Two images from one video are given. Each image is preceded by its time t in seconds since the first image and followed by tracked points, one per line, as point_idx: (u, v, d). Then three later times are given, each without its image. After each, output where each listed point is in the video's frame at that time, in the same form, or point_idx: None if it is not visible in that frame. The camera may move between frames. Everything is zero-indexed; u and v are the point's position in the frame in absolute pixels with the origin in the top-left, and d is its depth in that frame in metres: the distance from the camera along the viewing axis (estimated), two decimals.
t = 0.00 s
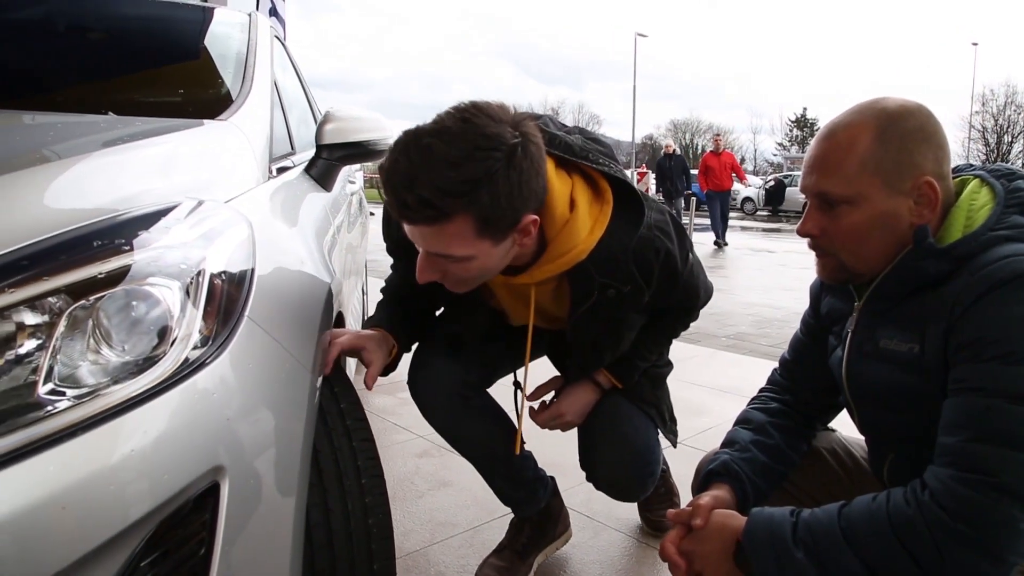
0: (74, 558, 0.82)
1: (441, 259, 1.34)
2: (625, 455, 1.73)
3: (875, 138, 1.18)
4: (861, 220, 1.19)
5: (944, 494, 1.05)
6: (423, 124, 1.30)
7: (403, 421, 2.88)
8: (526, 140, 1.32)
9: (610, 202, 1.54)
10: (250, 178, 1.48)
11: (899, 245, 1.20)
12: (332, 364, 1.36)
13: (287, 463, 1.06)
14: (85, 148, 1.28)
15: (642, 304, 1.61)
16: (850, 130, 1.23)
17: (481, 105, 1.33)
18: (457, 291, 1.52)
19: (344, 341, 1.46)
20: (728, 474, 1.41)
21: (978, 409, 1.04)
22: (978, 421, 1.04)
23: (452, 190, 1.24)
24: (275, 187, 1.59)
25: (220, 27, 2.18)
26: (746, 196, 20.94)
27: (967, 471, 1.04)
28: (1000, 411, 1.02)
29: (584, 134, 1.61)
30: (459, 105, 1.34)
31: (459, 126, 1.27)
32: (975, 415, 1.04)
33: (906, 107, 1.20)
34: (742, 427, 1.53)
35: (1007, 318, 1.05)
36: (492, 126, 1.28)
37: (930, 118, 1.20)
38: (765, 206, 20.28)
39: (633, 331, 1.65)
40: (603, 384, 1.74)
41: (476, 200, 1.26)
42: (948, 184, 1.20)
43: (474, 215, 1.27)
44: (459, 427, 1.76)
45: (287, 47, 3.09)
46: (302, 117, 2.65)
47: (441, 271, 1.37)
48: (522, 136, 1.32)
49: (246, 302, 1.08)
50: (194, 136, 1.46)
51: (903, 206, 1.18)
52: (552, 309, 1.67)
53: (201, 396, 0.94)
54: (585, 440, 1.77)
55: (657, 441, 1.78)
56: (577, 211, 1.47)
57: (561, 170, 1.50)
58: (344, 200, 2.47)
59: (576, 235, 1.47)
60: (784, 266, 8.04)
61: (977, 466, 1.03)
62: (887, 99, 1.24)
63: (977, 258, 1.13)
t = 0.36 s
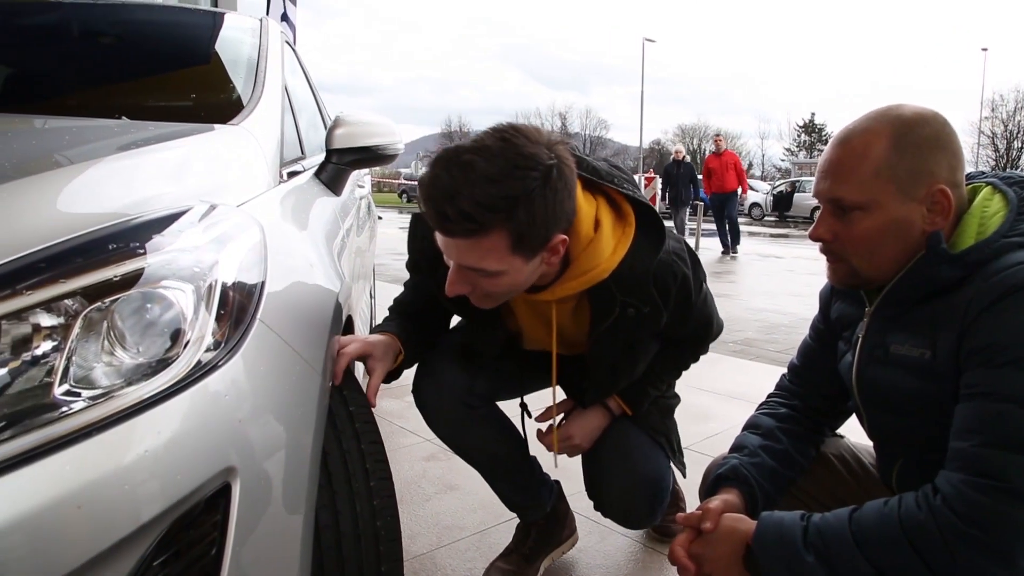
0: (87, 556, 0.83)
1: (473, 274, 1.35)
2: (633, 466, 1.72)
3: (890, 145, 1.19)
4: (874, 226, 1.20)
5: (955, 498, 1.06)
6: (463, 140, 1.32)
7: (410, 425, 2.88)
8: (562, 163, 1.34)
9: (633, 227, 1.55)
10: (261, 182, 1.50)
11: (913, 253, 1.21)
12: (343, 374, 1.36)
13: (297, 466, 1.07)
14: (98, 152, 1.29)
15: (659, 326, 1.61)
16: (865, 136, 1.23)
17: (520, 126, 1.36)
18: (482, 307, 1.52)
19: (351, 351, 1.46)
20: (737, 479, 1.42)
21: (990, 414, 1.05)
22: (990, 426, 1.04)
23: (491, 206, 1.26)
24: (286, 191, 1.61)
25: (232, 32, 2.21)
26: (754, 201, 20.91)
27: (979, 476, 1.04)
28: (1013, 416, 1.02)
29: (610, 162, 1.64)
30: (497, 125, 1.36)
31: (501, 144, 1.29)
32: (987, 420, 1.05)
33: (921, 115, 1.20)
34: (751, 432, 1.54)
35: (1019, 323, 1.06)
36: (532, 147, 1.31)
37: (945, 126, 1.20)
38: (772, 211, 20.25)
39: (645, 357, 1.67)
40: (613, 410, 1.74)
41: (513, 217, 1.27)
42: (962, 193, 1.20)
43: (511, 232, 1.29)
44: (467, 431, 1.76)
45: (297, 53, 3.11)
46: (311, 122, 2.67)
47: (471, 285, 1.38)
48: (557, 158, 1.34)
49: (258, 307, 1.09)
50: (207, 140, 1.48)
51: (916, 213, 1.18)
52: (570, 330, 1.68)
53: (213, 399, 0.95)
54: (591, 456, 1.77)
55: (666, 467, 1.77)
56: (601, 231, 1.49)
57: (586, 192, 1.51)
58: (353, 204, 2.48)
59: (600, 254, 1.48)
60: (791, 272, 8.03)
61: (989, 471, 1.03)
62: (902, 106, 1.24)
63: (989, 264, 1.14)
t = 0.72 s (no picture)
0: (91, 553, 0.83)
1: (490, 270, 1.35)
2: (639, 465, 1.72)
3: (901, 141, 1.18)
4: (883, 224, 1.19)
5: (963, 496, 1.05)
6: (482, 139, 1.32)
7: (416, 423, 2.89)
8: (578, 163, 1.35)
9: (645, 227, 1.56)
10: (266, 181, 1.50)
11: (921, 252, 1.20)
12: (348, 378, 1.35)
13: (301, 464, 1.07)
14: (103, 151, 1.29)
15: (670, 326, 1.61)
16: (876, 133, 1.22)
17: (537, 126, 1.36)
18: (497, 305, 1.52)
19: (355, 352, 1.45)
20: (743, 476, 1.42)
21: (1000, 412, 1.04)
22: (1000, 424, 1.04)
23: (512, 201, 1.26)
24: (291, 190, 1.61)
25: (237, 32, 2.21)
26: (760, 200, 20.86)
27: (988, 475, 1.04)
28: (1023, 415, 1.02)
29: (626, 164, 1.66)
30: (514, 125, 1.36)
31: (520, 141, 1.30)
32: (997, 418, 1.04)
33: (933, 112, 1.20)
34: (757, 428, 1.54)
35: None
36: (550, 145, 1.31)
37: (956, 124, 1.19)
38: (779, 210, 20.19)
39: (652, 359, 1.66)
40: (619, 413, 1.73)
41: (533, 212, 1.28)
42: (972, 190, 1.19)
43: (529, 228, 1.29)
44: (473, 429, 1.76)
45: (303, 52, 3.11)
46: (316, 121, 2.67)
47: (489, 281, 1.37)
48: (574, 157, 1.35)
49: (261, 307, 1.09)
50: (211, 139, 1.48)
51: (926, 212, 1.18)
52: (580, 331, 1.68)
53: (216, 398, 0.95)
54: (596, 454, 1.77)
55: (671, 473, 1.77)
56: (613, 228, 1.49)
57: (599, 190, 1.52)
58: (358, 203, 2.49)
59: (611, 252, 1.49)
60: (798, 271, 8.00)
61: (998, 469, 1.03)
62: (914, 104, 1.24)
63: (1000, 263, 1.13)
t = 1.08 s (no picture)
0: (93, 550, 0.83)
1: (496, 301, 1.36)
2: (640, 462, 1.72)
3: (907, 138, 1.18)
4: (888, 220, 1.19)
5: (966, 492, 1.05)
6: (484, 174, 1.31)
7: (417, 422, 2.89)
8: (580, 196, 1.33)
9: (646, 236, 1.55)
10: (266, 180, 1.50)
11: (926, 247, 1.20)
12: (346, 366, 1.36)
13: (301, 462, 1.08)
14: (102, 151, 1.29)
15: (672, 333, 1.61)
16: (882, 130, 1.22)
17: (540, 157, 1.34)
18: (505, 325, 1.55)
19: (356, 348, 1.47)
20: (745, 473, 1.42)
21: (1004, 408, 1.04)
22: (1004, 420, 1.04)
23: (513, 242, 1.26)
24: (290, 189, 1.61)
25: (236, 31, 2.21)
26: (761, 197, 20.85)
27: (992, 471, 1.04)
28: None
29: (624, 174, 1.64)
30: (516, 157, 1.34)
31: (521, 179, 1.28)
32: (1001, 414, 1.04)
33: (939, 109, 1.20)
34: (759, 426, 1.54)
35: None
36: (552, 181, 1.29)
37: (962, 120, 1.19)
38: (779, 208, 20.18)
39: (655, 364, 1.67)
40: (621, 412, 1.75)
41: (535, 250, 1.28)
42: (977, 188, 1.19)
43: (532, 264, 1.29)
44: (473, 427, 1.76)
45: (302, 51, 3.11)
46: (316, 120, 2.67)
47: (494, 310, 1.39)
48: (577, 190, 1.33)
49: (260, 306, 1.09)
50: (210, 138, 1.48)
51: (930, 208, 1.18)
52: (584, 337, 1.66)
53: (215, 396, 0.96)
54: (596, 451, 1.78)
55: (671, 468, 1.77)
56: (617, 239, 1.47)
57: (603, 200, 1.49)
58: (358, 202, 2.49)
59: (615, 263, 1.47)
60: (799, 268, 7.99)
61: (1000, 465, 1.03)
62: (920, 100, 1.24)
63: (1004, 259, 1.13)
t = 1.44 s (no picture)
0: (90, 541, 0.83)
1: (496, 321, 1.37)
2: (640, 455, 1.72)
3: (913, 128, 1.17)
4: (893, 211, 1.18)
5: (971, 482, 1.05)
6: (480, 199, 1.30)
7: (417, 415, 2.89)
8: (578, 219, 1.31)
9: (646, 238, 1.54)
10: (264, 173, 1.49)
11: (931, 238, 1.19)
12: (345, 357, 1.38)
13: (301, 454, 1.07)
14: (98, 142, 1.29)
15: (672, 334, 1.60)
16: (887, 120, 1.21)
17: (536, 181, 1.32)
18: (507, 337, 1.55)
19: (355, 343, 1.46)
20: (747, 465, 1.41)
21: (1011, 398, 1.04)
22: (1011, 410, 1.03)
23: (509, 270, 1.25)
24: (289, 182, 1.60)
25: (235, 24, 2.20)
26: (763, 192, 20.82)
27: (999, 462, 1.03)
28: None
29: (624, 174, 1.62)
30: (513, 181, 1.32)
31: (516, 207, 1.26)
32: (1008, 404, 1.04)
33: (945, 99, 1.19)
34: (761, 418, 1.53)
35: None
36: (548, 208, 1.28)
37: (968, 111, 1.18)
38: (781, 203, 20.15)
39: (657, 363, 1.66)
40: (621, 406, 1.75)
41: (531, 278, 1.27)
42: (983, 178, 1.18)
43: (529, 290, 1.28)
44: (472, 420, 1.76)
45: (301, 44, 3.10)
46: (315, 113, 2.67)
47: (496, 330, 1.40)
48: (574, 215, 1.31)
49: (257, 298, 1.09)
50: (208, 130, 1.47)
51: (936, 199, 1.17)
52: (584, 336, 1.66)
53: (212, 388, 0.95)
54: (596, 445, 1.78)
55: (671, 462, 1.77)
56: (616, 241, 1.46)
57: (603, 204, 1.49)
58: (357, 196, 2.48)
59: (615, 265, 1.46)
60: (800, 262, 7.98)
61: (1007, 456, 1.03)
62: (925, 90, 1.23)
63: (1012, 250, 1.12)
